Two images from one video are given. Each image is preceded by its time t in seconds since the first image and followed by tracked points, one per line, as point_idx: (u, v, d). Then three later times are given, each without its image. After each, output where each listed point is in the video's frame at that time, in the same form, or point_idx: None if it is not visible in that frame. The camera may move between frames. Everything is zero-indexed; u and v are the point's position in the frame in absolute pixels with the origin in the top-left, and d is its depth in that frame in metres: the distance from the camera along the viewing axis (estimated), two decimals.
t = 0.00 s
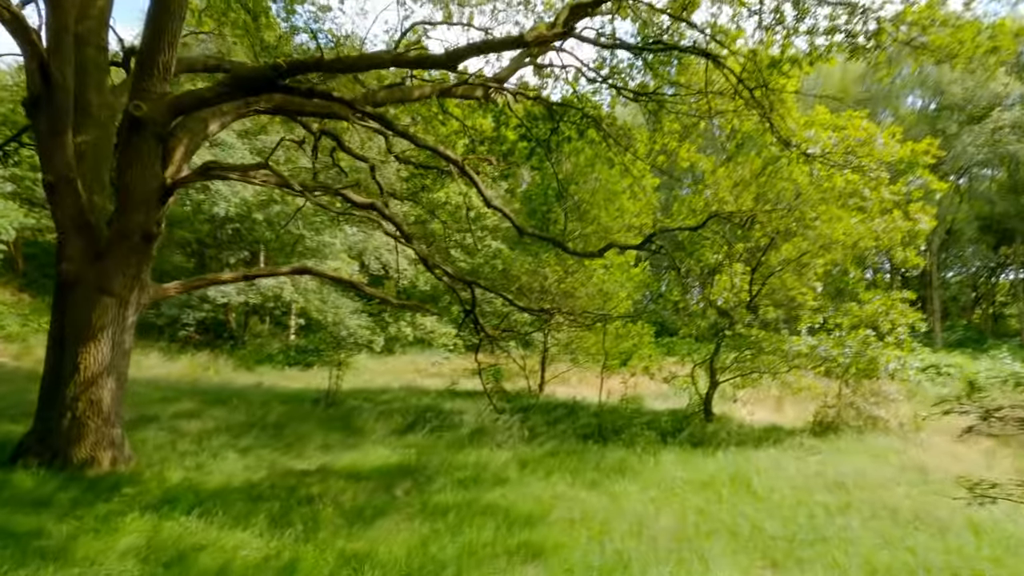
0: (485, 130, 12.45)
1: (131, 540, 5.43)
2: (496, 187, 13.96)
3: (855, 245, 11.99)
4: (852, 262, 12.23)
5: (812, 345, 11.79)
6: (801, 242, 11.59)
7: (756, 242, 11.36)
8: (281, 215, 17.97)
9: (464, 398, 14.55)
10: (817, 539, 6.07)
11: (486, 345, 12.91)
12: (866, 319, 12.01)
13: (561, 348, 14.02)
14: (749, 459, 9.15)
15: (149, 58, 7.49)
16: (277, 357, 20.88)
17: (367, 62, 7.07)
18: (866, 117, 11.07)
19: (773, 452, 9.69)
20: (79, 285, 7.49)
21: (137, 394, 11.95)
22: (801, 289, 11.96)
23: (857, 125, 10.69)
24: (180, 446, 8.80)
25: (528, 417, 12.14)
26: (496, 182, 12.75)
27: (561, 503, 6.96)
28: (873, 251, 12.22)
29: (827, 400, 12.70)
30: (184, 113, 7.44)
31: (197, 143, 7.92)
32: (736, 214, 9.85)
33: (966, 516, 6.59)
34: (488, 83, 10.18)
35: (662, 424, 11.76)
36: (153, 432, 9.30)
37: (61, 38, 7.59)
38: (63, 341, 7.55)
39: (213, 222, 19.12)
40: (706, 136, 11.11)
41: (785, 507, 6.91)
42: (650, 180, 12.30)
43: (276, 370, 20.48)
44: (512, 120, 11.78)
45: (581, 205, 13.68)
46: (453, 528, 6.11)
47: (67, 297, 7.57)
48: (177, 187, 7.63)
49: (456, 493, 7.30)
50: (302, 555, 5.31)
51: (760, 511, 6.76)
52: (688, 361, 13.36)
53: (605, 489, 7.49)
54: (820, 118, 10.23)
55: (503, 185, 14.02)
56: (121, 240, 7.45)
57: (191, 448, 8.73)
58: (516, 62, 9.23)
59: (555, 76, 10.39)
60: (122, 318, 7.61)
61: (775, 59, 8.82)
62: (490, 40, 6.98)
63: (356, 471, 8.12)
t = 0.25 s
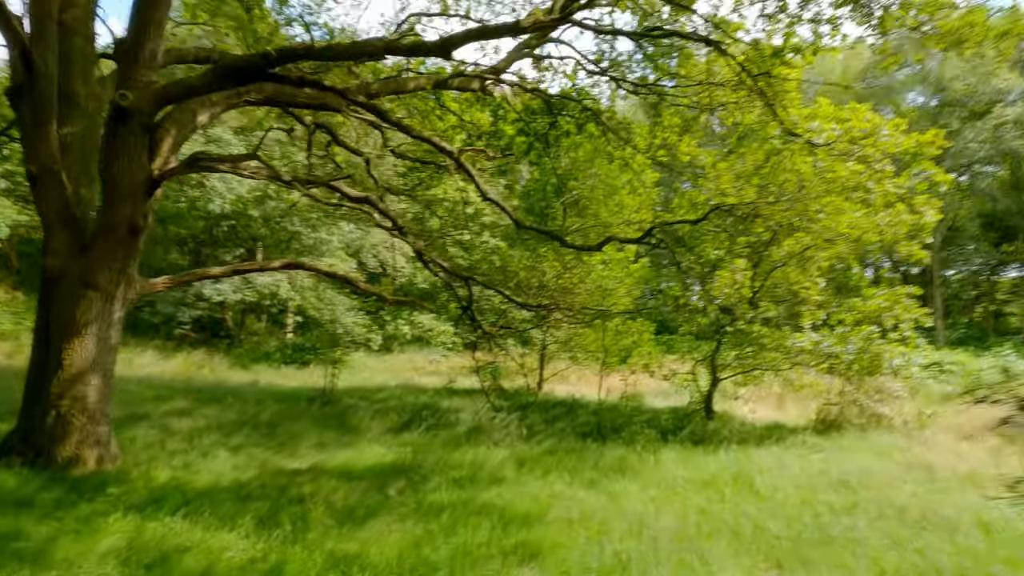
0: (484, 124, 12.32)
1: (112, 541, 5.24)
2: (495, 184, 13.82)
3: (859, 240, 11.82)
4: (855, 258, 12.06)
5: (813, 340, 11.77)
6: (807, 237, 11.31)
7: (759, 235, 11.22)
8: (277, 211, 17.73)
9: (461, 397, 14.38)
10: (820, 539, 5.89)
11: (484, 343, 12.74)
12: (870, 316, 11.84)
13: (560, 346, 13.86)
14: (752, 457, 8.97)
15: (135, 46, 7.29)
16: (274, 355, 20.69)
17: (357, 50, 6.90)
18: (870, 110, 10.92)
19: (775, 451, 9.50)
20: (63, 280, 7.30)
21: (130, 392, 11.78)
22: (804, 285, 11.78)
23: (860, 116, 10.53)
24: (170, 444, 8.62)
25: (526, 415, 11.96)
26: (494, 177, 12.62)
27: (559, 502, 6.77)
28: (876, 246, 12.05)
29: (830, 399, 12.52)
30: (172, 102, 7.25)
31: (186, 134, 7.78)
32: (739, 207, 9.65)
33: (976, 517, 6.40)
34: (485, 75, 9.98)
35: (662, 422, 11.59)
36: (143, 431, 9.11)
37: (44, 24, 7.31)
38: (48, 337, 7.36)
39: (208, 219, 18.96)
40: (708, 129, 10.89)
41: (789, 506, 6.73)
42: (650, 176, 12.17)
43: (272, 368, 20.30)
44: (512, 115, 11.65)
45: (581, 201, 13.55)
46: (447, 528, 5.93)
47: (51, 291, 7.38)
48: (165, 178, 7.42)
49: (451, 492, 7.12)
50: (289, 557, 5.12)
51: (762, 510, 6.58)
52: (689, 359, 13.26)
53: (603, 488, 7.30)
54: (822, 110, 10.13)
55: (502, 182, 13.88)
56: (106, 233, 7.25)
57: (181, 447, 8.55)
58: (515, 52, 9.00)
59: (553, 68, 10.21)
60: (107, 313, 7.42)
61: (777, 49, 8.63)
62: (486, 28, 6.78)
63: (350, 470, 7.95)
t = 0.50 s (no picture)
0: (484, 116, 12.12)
1: (91, 539, 5.03)
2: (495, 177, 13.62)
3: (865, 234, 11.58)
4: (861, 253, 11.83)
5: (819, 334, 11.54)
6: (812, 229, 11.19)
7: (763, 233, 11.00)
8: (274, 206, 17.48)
9: (460, 393, 14.18)
10: (830, 539, 5.65)
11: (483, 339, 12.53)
12: (877, 310, 11.62)
13: (561, 342, 13.65)
14: (756, 454, 8.75)
15: (124, 29, 7.10)
16: (272, 352, 20.51)
17: (351, 32, 6.65)
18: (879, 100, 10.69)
19: (780, 448, 9.29)
20: (48, 270, 7.11)
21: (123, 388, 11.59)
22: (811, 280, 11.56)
23: (868, 105, 10.30)
24: (159, 440, 8.42)
25: (526, 412, 11.75)
26: (494, 170, 12.42)
27: (557, 500, 6.56)
28: (883, 239, 11.84)
29: (835, 395, 12.31)
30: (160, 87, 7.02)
31: (175, 121, 7.45)
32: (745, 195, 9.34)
33: (990, 516, 6.18)
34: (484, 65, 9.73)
35: (664, 419, 11.38)
36: (133, 426, 8.92)
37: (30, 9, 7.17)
38: (33, 328, 7.17)
39: (205, 215, 18.74)
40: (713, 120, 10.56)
41: (796, 505, 6.49)
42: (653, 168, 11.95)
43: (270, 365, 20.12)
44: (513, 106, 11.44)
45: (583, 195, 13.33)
46: (440, 526, 5.71)
47: (36, 281, 7.19)
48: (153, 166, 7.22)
49: (447, 489, 6.91)
50: (274, 556, 4.91)
51: (769, 509, 6.35)
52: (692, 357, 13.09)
53: (603, 486, 7.09)
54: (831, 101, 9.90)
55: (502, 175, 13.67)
56: (93, 222, 7.05)
57: (170, 442, 8.35)
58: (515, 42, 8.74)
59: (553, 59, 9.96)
60: (94, 304, 7.22)
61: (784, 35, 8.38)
62: (483, 10, 6.56)
63: (343, 466, 7.74)
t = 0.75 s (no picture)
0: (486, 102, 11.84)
1: (70, 535, 4.80)
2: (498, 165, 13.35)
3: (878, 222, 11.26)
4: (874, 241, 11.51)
5: (831, 324, 11.29)
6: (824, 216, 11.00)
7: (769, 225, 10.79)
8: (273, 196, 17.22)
9: (462, 385, 13.95)
10: (844, 537, 5.38)
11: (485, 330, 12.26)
12: (890, 299, 11.32)
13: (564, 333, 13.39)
14: (765, 448, 8.48)
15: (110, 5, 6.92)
16: (274, 343, 20.33)
17: (348, 6, 6.30)
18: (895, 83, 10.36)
19: (789, 441, 9.02)
20: (35, 256, 6.90)
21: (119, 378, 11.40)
22: (821, 267, 11.23)
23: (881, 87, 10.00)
24: (152, 431, 8.21)
25: (528, 404, 11.52)
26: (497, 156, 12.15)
27: (559, 494, 6.31)
28: (893, 227, 11.49)
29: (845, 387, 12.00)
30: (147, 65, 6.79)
31: (165, 103, 7.12)
32: (755, 177, 9.05)
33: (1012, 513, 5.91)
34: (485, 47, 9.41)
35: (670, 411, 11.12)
36: (126, 417, 8.71)
37: None
38: (19, 316, 6.96)
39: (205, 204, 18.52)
40: (720, 106, 10.32)
41: (808, 501, 6.22)
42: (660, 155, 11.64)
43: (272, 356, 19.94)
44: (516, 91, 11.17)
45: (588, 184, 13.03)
46: (436, 522, 5.47)
47: (22, 268, 6.99)
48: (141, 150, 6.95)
49: (444, 482, 6.67)
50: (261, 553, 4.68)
51: (780, 505, 6.07)
52: (697, 350, 12.82)
53: (607, 480, 6.84)
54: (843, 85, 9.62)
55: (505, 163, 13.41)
56: (78, 207, 6.83)
57: (162, 433, 8.13)
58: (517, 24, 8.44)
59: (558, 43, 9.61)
60: (81, 291, 7.00)
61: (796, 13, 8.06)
62: None
63: (339, 459, 7.51)
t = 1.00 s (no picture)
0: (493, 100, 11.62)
1: (60, 542, 4.63)
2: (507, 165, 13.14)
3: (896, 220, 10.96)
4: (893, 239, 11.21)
5: (852, 325, 10.89)
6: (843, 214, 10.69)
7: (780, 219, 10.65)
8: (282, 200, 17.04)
9: (471, 388, 13.73)
10: (872, 546, 5.09)
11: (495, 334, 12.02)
12: (911, 299, 11.02)
13: (575, 336, 13.17)
14: (783, 453, 8.19)
15: None
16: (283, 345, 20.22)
17: None
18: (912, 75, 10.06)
19: (807, 446, 8.73)
20: (33, 254, 6.76)
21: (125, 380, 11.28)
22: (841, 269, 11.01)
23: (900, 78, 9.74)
24: (153, 433, 8.05)
25: (538, 406, 11.27)
26: (505, 156, 11.92)
27: (569, 500, 6.07)
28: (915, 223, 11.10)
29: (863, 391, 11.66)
30: (146, 58, 6.65)
31: (167, 98, 7.03)
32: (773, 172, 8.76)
33: None
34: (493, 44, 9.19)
35: (684, 415, 10.85)
36: (128, 419, 8.57)
37: None
38: (17, 316, 6.83)
39: (213, 206, 18.47)
40: (733, 104, 10.22)
41: (831, 509, 5.93)
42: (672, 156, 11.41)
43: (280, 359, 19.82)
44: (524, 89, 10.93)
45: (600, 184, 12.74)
46: (441, 528, 5.25)
47: (20, 267, 6.85)
48: (141, 145, 6.91)
49: (451, 487, 6.44)
50: (258, 560, 4.48)
51: (803, 513, 5.79)
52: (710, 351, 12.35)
53: (619, 484, 6.60)
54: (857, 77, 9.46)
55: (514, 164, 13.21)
56: (77, 203, 6.71)
57: (164, 436, 7.96)
58: (525, 20, 8.24)
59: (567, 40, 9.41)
60: (80, 290, 6.85)
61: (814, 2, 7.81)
62: None
63: (343, 462, 7.32)
